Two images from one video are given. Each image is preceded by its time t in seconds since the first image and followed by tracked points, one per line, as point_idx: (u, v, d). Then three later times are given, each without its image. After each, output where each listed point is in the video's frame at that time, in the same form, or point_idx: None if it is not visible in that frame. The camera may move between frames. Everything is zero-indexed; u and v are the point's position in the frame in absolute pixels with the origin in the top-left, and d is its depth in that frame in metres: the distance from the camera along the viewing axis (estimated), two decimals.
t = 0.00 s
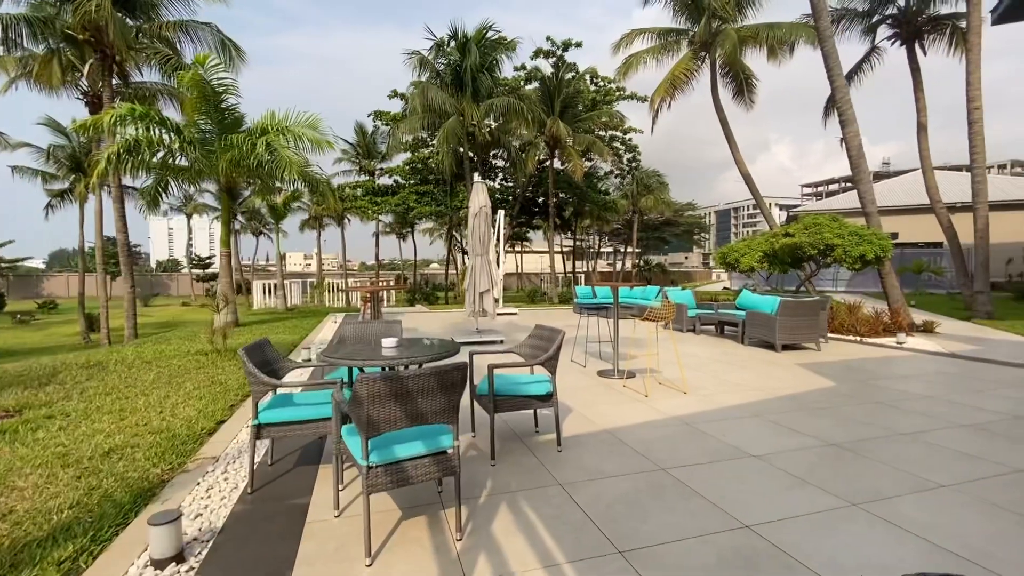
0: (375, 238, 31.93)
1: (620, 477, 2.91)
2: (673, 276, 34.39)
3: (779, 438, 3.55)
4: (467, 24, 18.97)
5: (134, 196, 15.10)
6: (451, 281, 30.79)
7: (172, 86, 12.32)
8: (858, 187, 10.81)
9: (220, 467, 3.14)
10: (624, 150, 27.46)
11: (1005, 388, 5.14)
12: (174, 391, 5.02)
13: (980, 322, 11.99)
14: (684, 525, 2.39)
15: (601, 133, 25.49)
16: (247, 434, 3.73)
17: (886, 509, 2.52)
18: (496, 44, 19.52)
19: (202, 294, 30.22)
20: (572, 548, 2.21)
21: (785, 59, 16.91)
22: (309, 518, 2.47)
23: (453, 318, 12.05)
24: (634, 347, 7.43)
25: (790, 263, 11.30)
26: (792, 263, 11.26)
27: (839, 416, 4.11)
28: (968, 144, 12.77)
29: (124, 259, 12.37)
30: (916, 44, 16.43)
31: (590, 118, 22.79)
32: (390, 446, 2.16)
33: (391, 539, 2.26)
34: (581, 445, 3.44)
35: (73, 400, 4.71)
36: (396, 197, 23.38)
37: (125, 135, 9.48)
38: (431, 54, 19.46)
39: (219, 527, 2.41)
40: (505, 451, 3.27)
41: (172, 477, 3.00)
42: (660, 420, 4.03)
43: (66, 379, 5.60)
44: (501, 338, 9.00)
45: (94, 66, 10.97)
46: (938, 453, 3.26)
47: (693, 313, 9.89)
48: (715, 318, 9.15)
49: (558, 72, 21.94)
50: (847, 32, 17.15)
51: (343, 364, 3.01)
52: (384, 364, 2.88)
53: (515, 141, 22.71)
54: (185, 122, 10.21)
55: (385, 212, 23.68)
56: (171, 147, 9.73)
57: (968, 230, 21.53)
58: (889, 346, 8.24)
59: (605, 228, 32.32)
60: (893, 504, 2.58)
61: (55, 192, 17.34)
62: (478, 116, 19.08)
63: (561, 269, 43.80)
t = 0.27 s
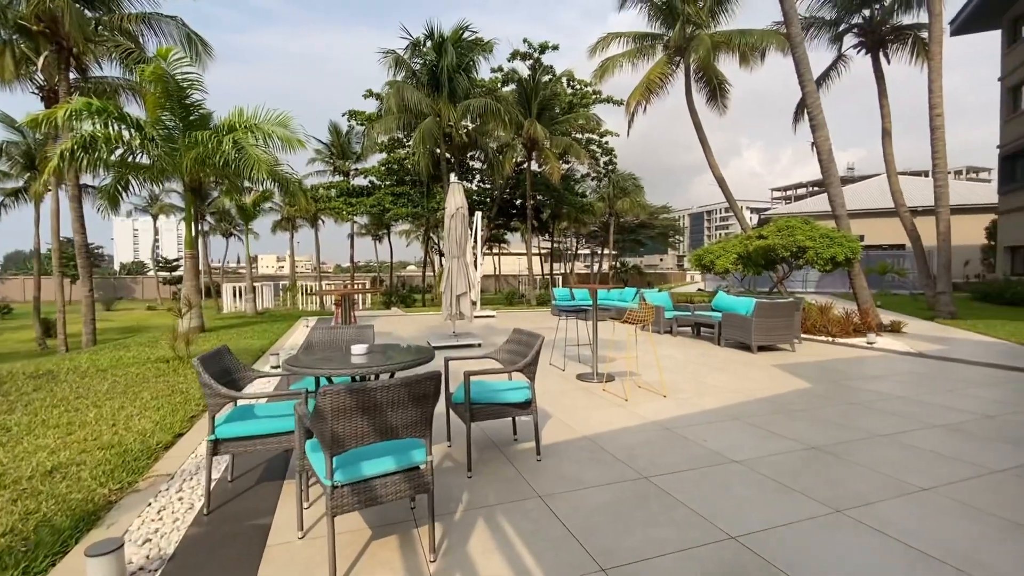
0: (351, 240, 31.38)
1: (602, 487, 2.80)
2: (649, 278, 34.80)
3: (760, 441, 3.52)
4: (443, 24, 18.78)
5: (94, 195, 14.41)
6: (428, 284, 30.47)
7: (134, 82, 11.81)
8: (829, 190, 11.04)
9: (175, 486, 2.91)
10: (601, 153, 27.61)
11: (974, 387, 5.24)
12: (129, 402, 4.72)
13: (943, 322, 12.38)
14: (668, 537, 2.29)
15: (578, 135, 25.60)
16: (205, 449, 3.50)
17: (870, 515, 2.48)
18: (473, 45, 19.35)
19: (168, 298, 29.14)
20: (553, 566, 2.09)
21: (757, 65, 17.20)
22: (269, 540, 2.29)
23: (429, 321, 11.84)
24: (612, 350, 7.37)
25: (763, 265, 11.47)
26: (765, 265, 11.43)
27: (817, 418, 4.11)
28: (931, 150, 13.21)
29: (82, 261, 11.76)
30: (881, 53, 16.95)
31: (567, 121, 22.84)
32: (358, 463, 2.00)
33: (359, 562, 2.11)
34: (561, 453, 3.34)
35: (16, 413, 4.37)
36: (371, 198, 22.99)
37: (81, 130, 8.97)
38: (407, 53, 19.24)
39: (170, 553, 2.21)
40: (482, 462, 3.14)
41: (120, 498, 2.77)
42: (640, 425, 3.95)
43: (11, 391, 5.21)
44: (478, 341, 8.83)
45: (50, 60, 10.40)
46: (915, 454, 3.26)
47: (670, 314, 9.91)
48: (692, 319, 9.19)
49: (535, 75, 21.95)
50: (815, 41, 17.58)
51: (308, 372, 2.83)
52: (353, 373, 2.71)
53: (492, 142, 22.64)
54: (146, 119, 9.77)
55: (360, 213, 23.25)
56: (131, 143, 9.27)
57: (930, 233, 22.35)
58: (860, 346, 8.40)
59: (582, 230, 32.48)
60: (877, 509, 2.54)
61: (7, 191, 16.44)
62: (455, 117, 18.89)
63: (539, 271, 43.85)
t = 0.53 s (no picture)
0: (326, 242, 30.78)
1: (585, 496, 2.70)
2: (626, 281, 35.15)
3: (743, 445, 3.47)
4: (421, 24, 18.60)
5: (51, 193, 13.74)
6: (406, 287, 30.11)
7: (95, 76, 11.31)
8: (802, 194, 11.24)
9: (128, 505, 2.70)
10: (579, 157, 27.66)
11: (946, 387, 5.33)
12: (83, 413, 4.42)
13: (911, 323, 12.73)
14: (656, 549, 2.20)
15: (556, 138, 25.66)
16: (163, 463, 3.28)
17: (858, 518, 2.44)
18: (451, 46, 19.17)
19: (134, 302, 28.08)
20: None
21: (731, 71, 17.48)
22: (231, 564, 2.11)
23: (407, 325, 11.61)
24: (592, 353, 7.30)
25: (739, 267, 11.60)
26: (741, 267, 11.57)
27: (798, 419, 4.10)
28: (898, 155, 13.60)
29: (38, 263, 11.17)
30: (849, 61, 17.43)
31: (545, 123, 22.85)
32: (327, 480, 1.85)
33: None
34: (543, 460, 3.23)
35: None
36: (347, 199, 22.58)
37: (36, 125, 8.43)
38: (384, 53, 19.02)
39: None
40: (461, 472, 3.00)
41: (67, 519, 2.55)
42: (623, 429, 3.87)
43: None
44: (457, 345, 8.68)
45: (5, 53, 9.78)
46: (896, 455, 3.25)
47: (649, 316, 9.93)
48: (670, 321, 9.20)
49: (513, 77, 21.94)
50: (788, 47, 18.24)
51: (274, 381, 2.65)
52: (322, 382, 2.55)
53: (470, 143, 22.51)
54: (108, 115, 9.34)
55: (336, 214, 22.81)
56: (92, 140, 8.83)
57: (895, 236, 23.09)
58: (834, 347, 8.53)
59: (560, 233, 32.58)
60: (864, 513, 2.50)
61: None
62: (433, 117, 18.70)
63: (518, 274, 43.83)
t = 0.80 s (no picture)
0: (302, 244, 30.16)
1: (577, 510, 2.56)
2: (605, 283, 35.33)
3: (735, 451, 3.39)
4: (400, 23, 18.36)
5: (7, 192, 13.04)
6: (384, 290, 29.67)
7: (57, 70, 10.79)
8: (779, 198, 11.38)
9: (77, 531, 2.45)
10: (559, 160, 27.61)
11: (925, 388, 5.38)
12: (33, 426, 4.10)
13: (884, 324, 12.99)
14: (654, 567, 2.08)
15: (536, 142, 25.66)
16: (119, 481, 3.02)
17: (856, 528, 2.38)
18: (431, 46, 18.93)
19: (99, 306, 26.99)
20: None
21: (708, 77, 17.67)
22: None
23: (385, 329, 11.35)
24: (576, 356, 7.21)
25: (718, 270, 11.68)
26: (720, 269, 11.65)
27: (787, 423, 4.05)
28: (870, 161, 13.93)
29: None
30: (822, 69, 17.82)
31: (526, 126, 22.81)
32: (299, 503, 1.68)
33: None
34: (531, 471, 3.09)
35: None
36: (324, 200, 22.13)
37: None
38: (362, 51, 18.74)
39: None
40: (445, 486, 2.84)
41: (6, 547, 2.30)
42: (612, 436, 3.76)
43: None
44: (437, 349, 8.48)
45: None
46: (888, 460, 3.21)
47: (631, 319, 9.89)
48: (652, 324, 9.18)
49: (493, 79, 21.86)
50: (763, 54, 18.67)
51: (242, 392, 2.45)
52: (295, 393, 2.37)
53: (450, 145, 22.30)
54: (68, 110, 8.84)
55: (312, 216, 22.33)
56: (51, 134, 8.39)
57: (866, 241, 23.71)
58: (813, 349, 8.60)
59: (540, 236, 32.59)
60: (862, 522, 2.44)
61: None
62: (412, 118, 18.46)
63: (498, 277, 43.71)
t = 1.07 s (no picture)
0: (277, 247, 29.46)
1: (571, 530, 2.42)
2: (586, 287, 35.45)
3: (728, 462, 3.30)
4: (380, 24, 18.08)
5: None
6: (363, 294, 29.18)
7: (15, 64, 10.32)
8: (758, 203, 11.50)
9: (20, 565, 2.21)
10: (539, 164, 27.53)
11: (908, 392, 5.41)
12: None
13: (859, 328, 13.23)
14: None
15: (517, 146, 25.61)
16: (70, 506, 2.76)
17: (858, 544, 2.29)
18: (411, 48, 18.69)
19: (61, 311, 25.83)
20: None
21: (687, 84, 17.85)
22: None
23: (364, 334, 11.06)
24: (560, 362, 7.09)
25: (699, 274, 11.73)
26: (701, 274, 11.70)
27: (777, 431, 3.99)
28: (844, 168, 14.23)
29: None
30: (797, 78, 18.20)
31: (507, 129, 22.72)
32: (270, 538, 1.50)
33: None
34: (520, 487, 2.94)
35: None
36: (300, 202, 21.62)
37: None
38: (340, 51, 18.42)
39: None
40: (430, 506, 2.66)
41: None
42: (602, 447, 3.63)
43: None
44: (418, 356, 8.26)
45: None
46: (882, 469, 3.16)
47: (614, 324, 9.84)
48: (636, 328, 9.12)
49: (474, 82, 21.74)
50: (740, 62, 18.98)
51: (208, 411, 2.25)
52: (266, 411, 2.17)
53: (430, 148, 22.05)
54: (28, 106, 8.41)
55: (288, 218, 21.79)
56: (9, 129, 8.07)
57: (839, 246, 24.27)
58: (794, 353, 8.66)
59: (521, 240, 32.53)
60: (864, 537, 2.36)
61: None
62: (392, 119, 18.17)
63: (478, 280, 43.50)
